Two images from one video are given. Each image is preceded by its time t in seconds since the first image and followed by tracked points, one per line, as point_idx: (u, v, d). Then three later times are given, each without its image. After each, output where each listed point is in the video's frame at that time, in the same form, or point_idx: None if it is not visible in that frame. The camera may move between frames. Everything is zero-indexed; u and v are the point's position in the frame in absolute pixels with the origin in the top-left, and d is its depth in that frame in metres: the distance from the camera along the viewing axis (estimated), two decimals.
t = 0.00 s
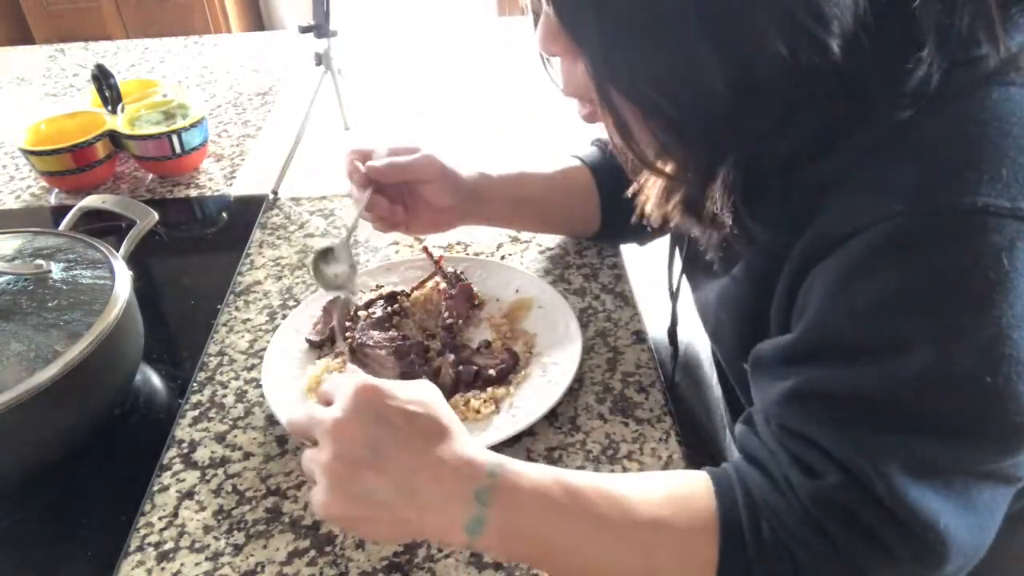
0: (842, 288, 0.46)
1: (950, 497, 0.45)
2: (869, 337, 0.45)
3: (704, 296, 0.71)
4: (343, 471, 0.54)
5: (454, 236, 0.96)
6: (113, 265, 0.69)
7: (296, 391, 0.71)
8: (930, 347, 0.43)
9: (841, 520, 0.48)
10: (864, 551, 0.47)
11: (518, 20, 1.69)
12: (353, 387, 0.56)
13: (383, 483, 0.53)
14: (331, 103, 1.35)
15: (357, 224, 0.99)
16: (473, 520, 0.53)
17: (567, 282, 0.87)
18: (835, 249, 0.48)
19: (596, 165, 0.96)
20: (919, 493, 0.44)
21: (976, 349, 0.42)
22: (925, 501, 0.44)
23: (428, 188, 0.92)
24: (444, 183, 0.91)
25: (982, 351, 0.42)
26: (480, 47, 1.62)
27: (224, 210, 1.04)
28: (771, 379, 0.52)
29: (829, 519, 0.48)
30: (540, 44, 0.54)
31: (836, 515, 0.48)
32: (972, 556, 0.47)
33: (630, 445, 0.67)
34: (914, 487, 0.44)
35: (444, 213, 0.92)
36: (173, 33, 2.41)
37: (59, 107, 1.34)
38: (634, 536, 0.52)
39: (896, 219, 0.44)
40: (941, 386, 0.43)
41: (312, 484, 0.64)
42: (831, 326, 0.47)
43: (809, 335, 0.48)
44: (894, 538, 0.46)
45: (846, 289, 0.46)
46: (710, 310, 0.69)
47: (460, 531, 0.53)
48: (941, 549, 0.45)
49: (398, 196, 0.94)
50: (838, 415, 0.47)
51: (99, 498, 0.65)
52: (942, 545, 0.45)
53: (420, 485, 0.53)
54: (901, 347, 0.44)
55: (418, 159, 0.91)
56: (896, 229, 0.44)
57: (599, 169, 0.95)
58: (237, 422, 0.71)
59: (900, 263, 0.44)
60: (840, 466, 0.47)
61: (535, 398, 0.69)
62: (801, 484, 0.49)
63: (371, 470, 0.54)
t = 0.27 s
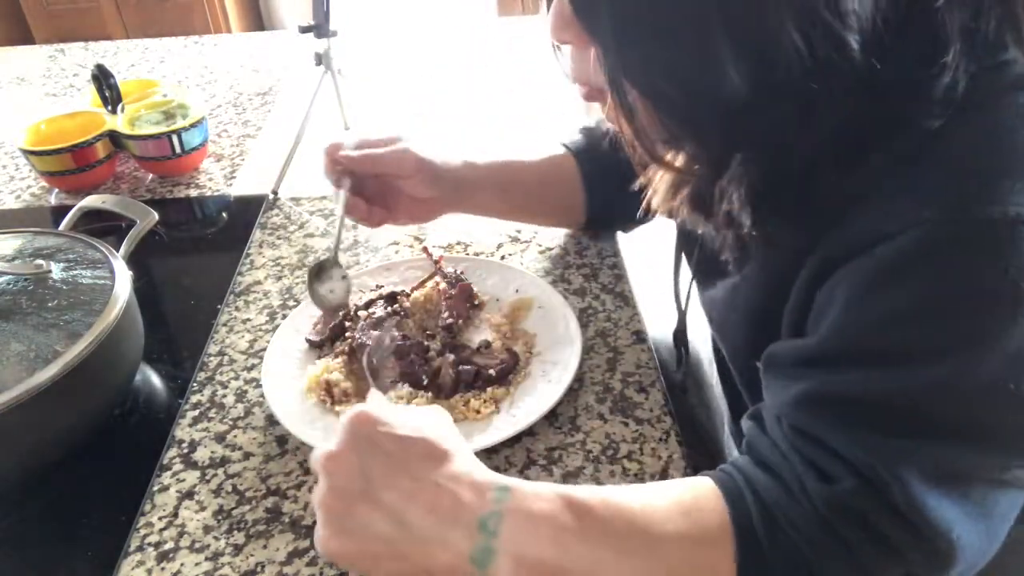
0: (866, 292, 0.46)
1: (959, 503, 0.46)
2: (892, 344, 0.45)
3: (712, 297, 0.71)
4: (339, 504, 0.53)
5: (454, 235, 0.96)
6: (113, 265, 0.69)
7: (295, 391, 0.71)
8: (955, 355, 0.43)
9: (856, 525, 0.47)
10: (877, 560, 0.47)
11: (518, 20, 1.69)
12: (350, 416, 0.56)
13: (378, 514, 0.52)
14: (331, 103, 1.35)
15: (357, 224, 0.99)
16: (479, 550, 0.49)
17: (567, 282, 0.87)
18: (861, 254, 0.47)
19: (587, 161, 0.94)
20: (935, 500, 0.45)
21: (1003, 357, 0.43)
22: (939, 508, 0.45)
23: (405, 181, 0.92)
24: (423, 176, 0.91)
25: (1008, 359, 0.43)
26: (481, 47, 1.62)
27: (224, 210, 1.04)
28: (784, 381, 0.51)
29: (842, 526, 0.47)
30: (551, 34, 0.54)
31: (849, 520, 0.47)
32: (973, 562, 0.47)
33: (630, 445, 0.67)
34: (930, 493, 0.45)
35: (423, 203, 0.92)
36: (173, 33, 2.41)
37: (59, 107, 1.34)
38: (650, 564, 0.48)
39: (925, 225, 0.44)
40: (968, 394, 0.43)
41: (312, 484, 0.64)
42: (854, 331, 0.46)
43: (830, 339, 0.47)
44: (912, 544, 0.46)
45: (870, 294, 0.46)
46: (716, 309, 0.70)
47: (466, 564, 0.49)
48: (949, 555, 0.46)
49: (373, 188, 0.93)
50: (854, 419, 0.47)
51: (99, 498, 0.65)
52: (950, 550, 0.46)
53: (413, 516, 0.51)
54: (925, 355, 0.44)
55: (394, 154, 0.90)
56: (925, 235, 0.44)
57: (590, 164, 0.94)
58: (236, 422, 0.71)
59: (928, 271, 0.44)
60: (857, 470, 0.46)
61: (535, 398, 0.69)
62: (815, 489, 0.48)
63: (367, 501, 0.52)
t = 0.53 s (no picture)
0: (872, 294, 0.46)
1: (964, 504, 0.45)
2: (899, 345, 0.45)
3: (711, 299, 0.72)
4: (338, 516, 0.52)
5: (454, 235, 0.96)
6: (114, 265, 0.69)
7: (296, 391, 0.71)
8: (962, 355, 0.44)
9: (860, 524, 0.47)
10: (883, 562, 0.47)
11: (518, 20, 1.69)
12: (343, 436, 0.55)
13: (378, 525, 0.52)
14: (331, 103, 1.35)
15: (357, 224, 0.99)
16: (479, 556, 0.50)
17: (567, 282, 0.87)
18: (867, 256, 0.47)
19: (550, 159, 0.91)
20: (942, 500, 0.44)
21: (1006, 360, 0.44)
22: (946, 509, 0.45)
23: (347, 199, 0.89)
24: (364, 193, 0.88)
25: (1012, 362, 0.44)
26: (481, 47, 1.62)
27: (224, 210, 1.04)
28: (788, 384, 0.51)
29: (848, 527, 0.47)
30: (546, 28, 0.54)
31: (855, 520, 0.47)
32: (976, 564, 0.47)
33: (630, 445, 0.67)
34: (937, 494, 0.44)
35: (371, 218, 0.90)
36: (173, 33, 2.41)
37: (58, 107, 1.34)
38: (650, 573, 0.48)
39: (933, 227, 0.44)
40: (976, 395, 0.44)
41: (312, 484, 0.64)
42: (860, 332, 0.46)
43: (835, 340, 0.47)
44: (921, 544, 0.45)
45: (876, 295, 0.46)
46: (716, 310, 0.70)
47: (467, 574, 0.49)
48: (956, 557, 0.45)
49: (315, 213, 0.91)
50: (860, 418, 0.46)
51: (98, 499, 0.65)
52: (956, 552, 0.45)
53: (414, 523, 0.51)
54: (931, 356, 0.44)
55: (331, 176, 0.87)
56: (931, 238, 0.44)
57: (554, 167, 0.92)
58: (237, 422, 0.71)
59: (935, 273, 0.44)
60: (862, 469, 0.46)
61: (535, 398, 0.69)
62: (820, 490, 0.48)
63: (366, 514, 0.52)
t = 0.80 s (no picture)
0: (867, 293, 0.46)
1: (963, 503, 0.45)
2: (895, 345, 0.45)
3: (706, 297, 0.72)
4: (336, 517, 0.52)
5: (454, 235, 0.96)
6: (114, 265, 0.69)
7: (296, 391, 0.71)
8: (957, 354, 0.43)
9: (856, 523, 0.47)
10: (882, 562, 0.47)
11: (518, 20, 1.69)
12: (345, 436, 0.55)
13: (374, 525, 0.51)
14: (331, 103, 1.35)
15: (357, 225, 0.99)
16: (473, 552, 0.50)
17: (567, 282, 0.87)
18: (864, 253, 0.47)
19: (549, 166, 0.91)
20: (939, 500, 0.44)
21: (1001, 357, 0.43)
22: (943, 508, 0.44)
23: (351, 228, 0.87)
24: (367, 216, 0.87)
25: (1012, 360, 0.44)
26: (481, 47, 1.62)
27: (224, 210, 1.04)
28: (785, 386, 0.51)
29: (846, 527, 0.47)
30: (540, 45, 0.54)
31: (852, 519, 0.47)
32: (976, 564, 0.47)
33: (630, 446, 0.66)
34: (934, 493, 0.44)
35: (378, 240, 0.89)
36: (173, 33, 2.41)
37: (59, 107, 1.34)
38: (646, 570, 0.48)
39: (927, 227, 0.44)
40: (972, 394, 0.43)
41: (312, 484, 0.64)
42: (856, 332, 0.46)
43: (832, 341, 0.47)
44: (919, 544, 0.45)
45: (872, 296, 0.46)
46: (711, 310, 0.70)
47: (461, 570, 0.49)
48: (954, 556, 0.45)
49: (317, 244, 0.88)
50: (856, 418, 0.46)
51: (98, 499, 0.65)
52: (955, 552, 0.45)
53: (409, 522, 0.51)
54: (927, 355, 0.44)
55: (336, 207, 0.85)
56: (925, 237, 0.44)
57: (551, 172, 0.92)
58: (237, 422, 0.71)
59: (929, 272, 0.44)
60: (858, 469, 0.46)
61: (535, 397, 0.69)
62: (817, 491, 0.48)
63: (364, 514, 0.52)
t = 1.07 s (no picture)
0: (865, 291, 0.46)
1: (962, 501, 0.45)
2: (894, 344, 0.45)
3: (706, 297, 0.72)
4: (335, 503, 0.54)
5: (454, 235, 0.96)
6: (114, 265, 0.69)
7: (295, 390, 0.71)
8: (953, 352, 0.43)
9: (855, 520, 0.47)
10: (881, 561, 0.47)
11: (518, 20, 1.69)
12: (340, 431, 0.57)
13: (371, 513, 0.53)
14: (331, 103, 1.35)
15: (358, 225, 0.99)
16: (466, 540, 0.50)
17: (567, 282, 0.87)
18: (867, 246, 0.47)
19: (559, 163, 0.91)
20: (937, 497, 0.44)
21: (998, 353, 0.43)
22: (942, 505, 0.44)
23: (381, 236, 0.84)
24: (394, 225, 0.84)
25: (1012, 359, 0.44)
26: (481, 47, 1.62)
27: (224, 210, 1.04)
28: (785, 381, 0.51)
29: (844, 524, 0.47)
30: (542, 46, 0.54)
31: (850, 516, 0.47)
32: (976, 562, 0.46)
33: (630, 446, 0.67)
34: (932, 490, 0.44)
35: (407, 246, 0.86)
36: (173, 33, 2.41)
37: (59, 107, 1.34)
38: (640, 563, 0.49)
39: (925, 224, 0.44)
40: (970, 391, 0.43)
41: (312, 484, 0.64)
42: (854, 330, 0.46)
43: (831, 339, 0.47)
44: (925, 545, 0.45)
45: (870, 293, 0.46)
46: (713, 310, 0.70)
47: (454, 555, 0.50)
48: (954, 554, 0.45)
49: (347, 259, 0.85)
50: (855, 414, 0.46)
51: (99, 499, 0.65)
52: (953, 550, 0.45)
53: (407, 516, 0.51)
54: (924, 351, 0.44)
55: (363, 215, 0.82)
56: (925, 234, 0.44)
57: (565, 164, 0.92)
58: (237, 422, 0.71)
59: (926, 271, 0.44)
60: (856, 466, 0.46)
61: (536, 397, 0.69)
62: (814, 488, 0.48)
63: (362, 501, 0.53)
